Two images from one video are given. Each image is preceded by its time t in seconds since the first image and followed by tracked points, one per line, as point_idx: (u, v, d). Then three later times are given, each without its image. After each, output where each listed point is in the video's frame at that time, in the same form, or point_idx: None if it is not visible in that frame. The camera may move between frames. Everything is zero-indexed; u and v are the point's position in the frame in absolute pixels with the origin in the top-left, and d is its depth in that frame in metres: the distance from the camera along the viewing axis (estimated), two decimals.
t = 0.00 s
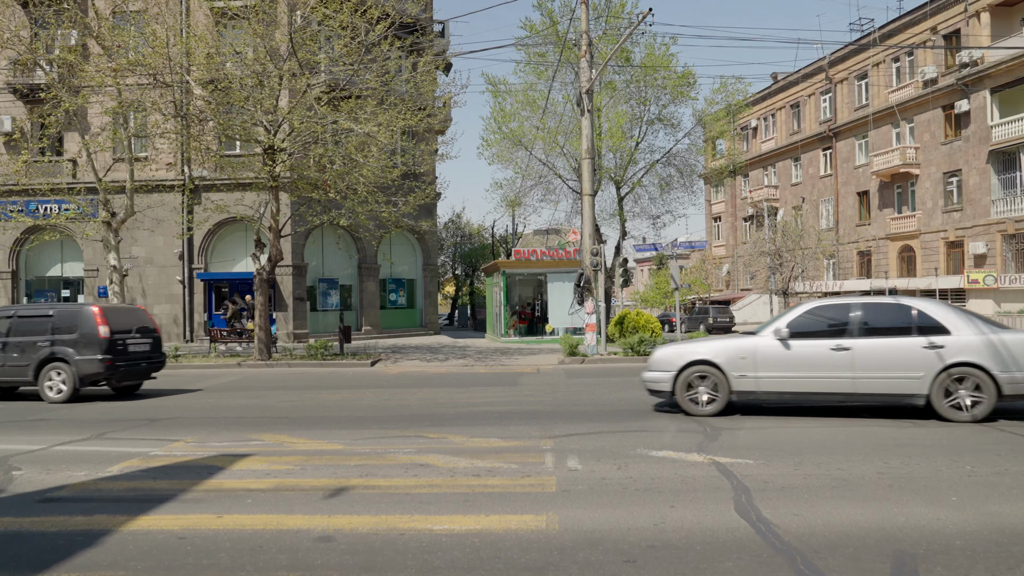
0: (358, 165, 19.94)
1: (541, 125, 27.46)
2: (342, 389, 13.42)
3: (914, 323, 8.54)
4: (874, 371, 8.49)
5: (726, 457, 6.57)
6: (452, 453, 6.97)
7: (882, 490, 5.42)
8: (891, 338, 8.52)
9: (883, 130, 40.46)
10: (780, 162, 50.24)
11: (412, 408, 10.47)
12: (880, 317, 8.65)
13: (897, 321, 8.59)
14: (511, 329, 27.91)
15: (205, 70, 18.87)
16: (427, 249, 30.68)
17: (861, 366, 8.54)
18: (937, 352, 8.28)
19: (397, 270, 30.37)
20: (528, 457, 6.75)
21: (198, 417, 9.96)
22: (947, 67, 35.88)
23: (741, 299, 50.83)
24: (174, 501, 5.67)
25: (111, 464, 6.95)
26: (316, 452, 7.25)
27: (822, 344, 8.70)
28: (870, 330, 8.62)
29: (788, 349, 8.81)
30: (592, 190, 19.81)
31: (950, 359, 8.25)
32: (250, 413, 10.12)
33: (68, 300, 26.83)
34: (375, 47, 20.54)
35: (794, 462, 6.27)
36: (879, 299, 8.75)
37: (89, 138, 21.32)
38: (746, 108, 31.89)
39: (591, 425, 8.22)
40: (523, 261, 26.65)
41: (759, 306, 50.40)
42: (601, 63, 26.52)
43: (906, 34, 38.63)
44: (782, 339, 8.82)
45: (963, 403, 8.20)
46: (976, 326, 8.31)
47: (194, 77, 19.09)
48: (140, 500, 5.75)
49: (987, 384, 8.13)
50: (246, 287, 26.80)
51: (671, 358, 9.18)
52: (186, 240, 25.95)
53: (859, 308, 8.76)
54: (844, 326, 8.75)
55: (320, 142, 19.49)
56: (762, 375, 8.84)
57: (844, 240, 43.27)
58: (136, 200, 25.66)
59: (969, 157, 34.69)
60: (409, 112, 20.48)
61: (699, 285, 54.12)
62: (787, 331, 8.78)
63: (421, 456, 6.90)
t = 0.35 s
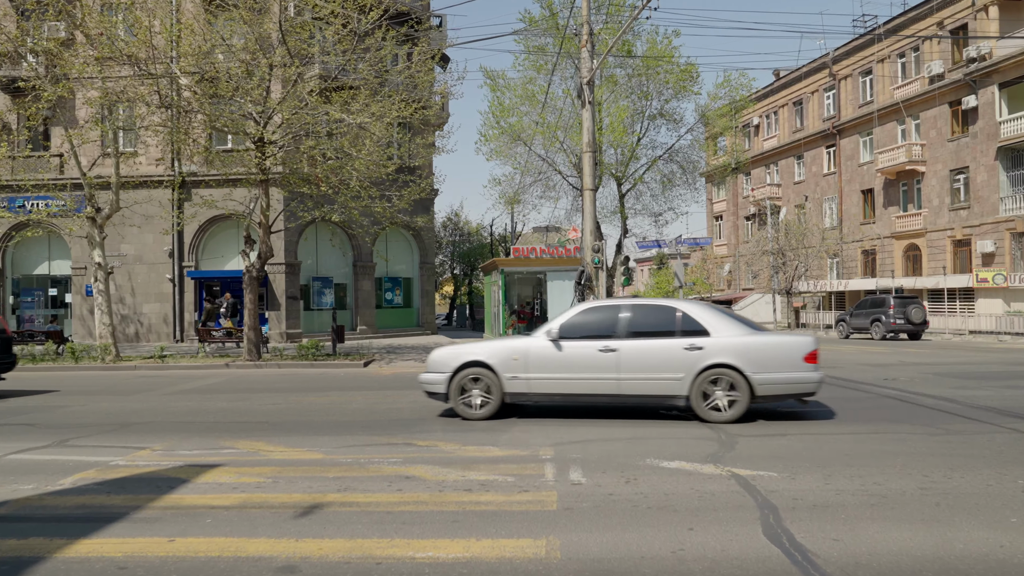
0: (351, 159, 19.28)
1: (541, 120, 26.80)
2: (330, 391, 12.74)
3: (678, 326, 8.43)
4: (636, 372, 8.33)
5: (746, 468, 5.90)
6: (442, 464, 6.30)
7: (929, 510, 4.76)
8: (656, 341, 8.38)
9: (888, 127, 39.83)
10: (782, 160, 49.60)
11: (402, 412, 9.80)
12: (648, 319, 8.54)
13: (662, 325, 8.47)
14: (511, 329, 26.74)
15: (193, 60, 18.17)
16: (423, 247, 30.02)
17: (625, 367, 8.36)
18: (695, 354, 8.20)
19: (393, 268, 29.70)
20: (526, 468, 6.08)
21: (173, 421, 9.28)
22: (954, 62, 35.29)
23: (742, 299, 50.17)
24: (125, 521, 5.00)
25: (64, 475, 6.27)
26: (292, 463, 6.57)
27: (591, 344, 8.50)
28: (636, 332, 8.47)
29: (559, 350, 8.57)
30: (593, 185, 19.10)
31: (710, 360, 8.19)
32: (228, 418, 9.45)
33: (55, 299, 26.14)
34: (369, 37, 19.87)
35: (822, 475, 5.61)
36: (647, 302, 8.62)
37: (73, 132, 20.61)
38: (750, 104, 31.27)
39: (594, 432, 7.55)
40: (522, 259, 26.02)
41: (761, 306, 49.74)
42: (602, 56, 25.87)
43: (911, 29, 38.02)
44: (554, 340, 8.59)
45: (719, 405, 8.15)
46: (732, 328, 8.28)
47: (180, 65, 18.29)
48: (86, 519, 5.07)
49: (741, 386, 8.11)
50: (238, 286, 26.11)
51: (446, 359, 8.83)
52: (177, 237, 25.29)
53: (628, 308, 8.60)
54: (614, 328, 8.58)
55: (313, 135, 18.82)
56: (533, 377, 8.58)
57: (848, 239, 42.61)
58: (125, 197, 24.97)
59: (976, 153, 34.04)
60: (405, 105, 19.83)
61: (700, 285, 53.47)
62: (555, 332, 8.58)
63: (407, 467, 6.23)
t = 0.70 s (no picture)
0: (346, 155, 18.60)
1: (543, 116, 26.11)
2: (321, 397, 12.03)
3: (420, 334, 8.11)
4: (377, 384, 7.96)
5: (782, 494, 5.20)
6: (437, 487, 5.59)
7: (1008, 550, 4.05)
8: (395, 350, 8.03)
9: (895, 126, 39.15)
10: (786, 160, 48.93)
11: (395, 422, 9.08)
12: (392, 328, 8.15)
13: (404, 332, 8.12)
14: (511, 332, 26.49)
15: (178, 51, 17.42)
16: (421, 247, 29.29)
17: (366, 379, 7.97)
18: (434, 364, 7.93)
19: (391, 268, 29.01)
20: (532, 494, 5.37)
21: (148, 433, 8.58)
22: (964, 59, 34.63)
23: (746, 300, 49.45)
24: (66, 560, 4.28)
25: (9, 501, 5.53)
26: (270, 484, 5.84)
27: (330, 356, 8.03)
28: (379, 341, 8.09)
29: (299, 363, 8.04)
30: (597, 182, 18.38)
31: (449, 369, 7.93)
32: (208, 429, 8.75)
33: (44, 300, 25.43)
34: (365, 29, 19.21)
35: (871, 503, 4.92)
36: (390, 309, 8.25)
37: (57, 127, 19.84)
38: (755, 101, 30.61)
39: (605, 448, 6.83)
40: (523, 259, 25.29)
41: (764, 307, 49.06)
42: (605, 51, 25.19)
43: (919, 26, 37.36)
44: (295, 352, 8.06)
45: (457, 415, 7.97)
46: (474, 336, 8.07)
47: (166, 56, 17.54)
48: (22, 557, 4.34)
49: (479, 396, 7.94)
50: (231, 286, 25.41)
51: (182, 376, 8.15)
52: (168, 236, 24.58)
53: (373, 316, 8.22)
54: (356, 337, 8.13)
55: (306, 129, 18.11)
56: (272, 392, 8.03)
57: (853, 239, 41.89)
58: (113, 195, 24.28)
59: (986, 152, 33.35)
60: (403, 98, 19.17)
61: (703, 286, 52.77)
62: (295, 343, 8.05)
63: (398, 491, 5.52)
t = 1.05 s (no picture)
0: (343, 150, 17.91)
1: (546, 112, 25.43)
2: (312, 404, 11.32)
3: (114, 345, 7.60)
4: (61, 399, 7.43)
5: (832, 526, 4.49)
6: (433, 515, 4.89)
7: None
8: (85, 363, 7.52)
9: (902, 123, 38.48)
10: (790, 158, 48.28)
11: (389, 433, 8.38)
12: (89, 338, 7.64)
13: (98, 343, 7.61)
14: (511, 333, 25.79)
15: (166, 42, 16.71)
16: (420, 246, 28.61)
17: (50, 394, 7.46)
18: (122, 379, 7.41)
19: (389, 268, 28.29)
20: (542, 524, 4.66)
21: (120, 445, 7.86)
22: (974, 55, 33.96)
23: (750, 301, 48.72)
24: None
25: None
26: (244, 511, 5.14)
27: (15, 369, 7.52)
28: (71, 352, 7.60)
29: None
30: (603, 178, 17.67)
31: (140, 384, 7.42)
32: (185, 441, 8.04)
33: (32, 300, 24.73)
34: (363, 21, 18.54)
35: (941, 538, 4.23)
36: (89, 319, 7.75)
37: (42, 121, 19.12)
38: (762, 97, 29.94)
39: (621, 467, 6.13)
40: (524, 258, 24.59)
41: (768, 308, 48.37)
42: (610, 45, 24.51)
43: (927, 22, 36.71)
44: None
45: (145, 432, 7.41)
46: (172, 350, 7.57)
47: (153, 47, 16.82)
48: None
49: (168, 414, 7.40)
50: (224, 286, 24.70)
51: None
52: (159, 235, 23.91)
53: (69, 325, 7.72)
54: (46, 348, 7.63)
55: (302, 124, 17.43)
56: None
57: (860, 239, 41.20)
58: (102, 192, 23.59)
59: (997, 150, 32.69)
60: (402, 92, 18.49)
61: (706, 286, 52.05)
62: None
63: (389, 520, 4.81)
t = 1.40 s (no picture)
0: (338, 138, 17.09)
1: (549, 103, 24.66)
2: (302, 404, 10.53)
3: None
4: None
5: (911, 554, 3.71)
6: (427, 540, 4.09)
7: None
8: None
9: (911, 119, 37.71)
10: (795, 155, 47.51)
11: (382, 437, 7.59)
12: None
13: None
14: (512, 331, 25.01)
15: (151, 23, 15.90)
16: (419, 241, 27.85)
17: None
18: None
19: (387, 264, 27.50)
20: (559, 552, 3.87)
21: (81, 450, 7.07)
22: (985, 48, 33.17)
23: (754, 300, 47.91)
24: None
25: None
26: (205, 532, 4.34)
27: None
28: None
29: None
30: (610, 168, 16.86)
31: None
32: (153, 446, 7.22)
33: (16, 297, 23.92)
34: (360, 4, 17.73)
35: None
36: None
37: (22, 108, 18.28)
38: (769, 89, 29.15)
39: (645, 478, 5.34)
40: (526, 254, 23.81)
41: (773, 307, 47.57)
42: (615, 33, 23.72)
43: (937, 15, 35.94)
44: None
45: None
46: None
47: (138, 29, 16.01)
48: None
49: None
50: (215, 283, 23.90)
51: None
52: (148, 229, 23.13)
53: None
54: None
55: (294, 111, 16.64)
56: None
57: (867, 236, 40.44)
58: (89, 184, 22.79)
59: (1010, 144, 31.92)
60: (400, 78, 17.68)
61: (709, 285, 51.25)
62: None
63: (374, 546, 4.02)
